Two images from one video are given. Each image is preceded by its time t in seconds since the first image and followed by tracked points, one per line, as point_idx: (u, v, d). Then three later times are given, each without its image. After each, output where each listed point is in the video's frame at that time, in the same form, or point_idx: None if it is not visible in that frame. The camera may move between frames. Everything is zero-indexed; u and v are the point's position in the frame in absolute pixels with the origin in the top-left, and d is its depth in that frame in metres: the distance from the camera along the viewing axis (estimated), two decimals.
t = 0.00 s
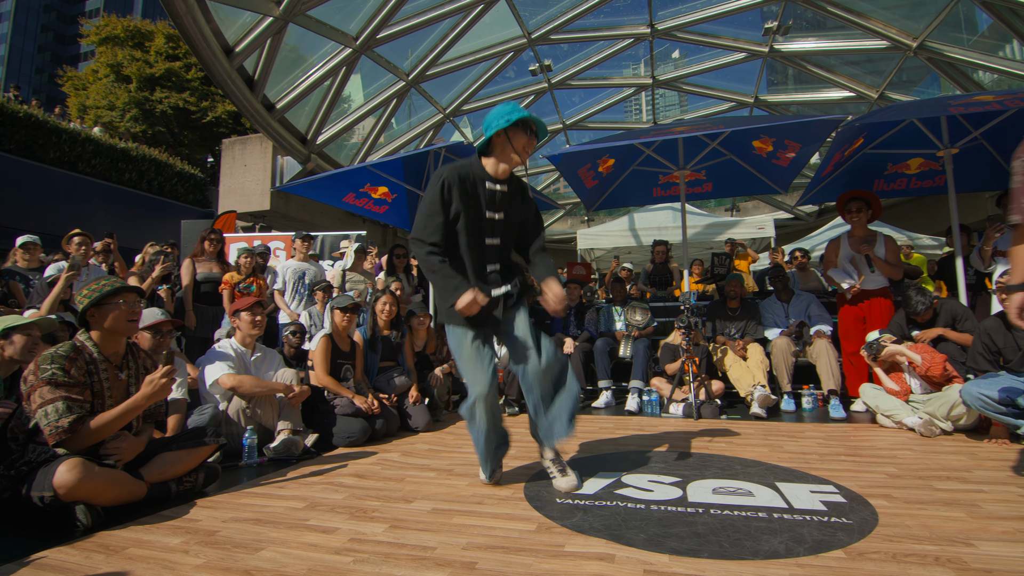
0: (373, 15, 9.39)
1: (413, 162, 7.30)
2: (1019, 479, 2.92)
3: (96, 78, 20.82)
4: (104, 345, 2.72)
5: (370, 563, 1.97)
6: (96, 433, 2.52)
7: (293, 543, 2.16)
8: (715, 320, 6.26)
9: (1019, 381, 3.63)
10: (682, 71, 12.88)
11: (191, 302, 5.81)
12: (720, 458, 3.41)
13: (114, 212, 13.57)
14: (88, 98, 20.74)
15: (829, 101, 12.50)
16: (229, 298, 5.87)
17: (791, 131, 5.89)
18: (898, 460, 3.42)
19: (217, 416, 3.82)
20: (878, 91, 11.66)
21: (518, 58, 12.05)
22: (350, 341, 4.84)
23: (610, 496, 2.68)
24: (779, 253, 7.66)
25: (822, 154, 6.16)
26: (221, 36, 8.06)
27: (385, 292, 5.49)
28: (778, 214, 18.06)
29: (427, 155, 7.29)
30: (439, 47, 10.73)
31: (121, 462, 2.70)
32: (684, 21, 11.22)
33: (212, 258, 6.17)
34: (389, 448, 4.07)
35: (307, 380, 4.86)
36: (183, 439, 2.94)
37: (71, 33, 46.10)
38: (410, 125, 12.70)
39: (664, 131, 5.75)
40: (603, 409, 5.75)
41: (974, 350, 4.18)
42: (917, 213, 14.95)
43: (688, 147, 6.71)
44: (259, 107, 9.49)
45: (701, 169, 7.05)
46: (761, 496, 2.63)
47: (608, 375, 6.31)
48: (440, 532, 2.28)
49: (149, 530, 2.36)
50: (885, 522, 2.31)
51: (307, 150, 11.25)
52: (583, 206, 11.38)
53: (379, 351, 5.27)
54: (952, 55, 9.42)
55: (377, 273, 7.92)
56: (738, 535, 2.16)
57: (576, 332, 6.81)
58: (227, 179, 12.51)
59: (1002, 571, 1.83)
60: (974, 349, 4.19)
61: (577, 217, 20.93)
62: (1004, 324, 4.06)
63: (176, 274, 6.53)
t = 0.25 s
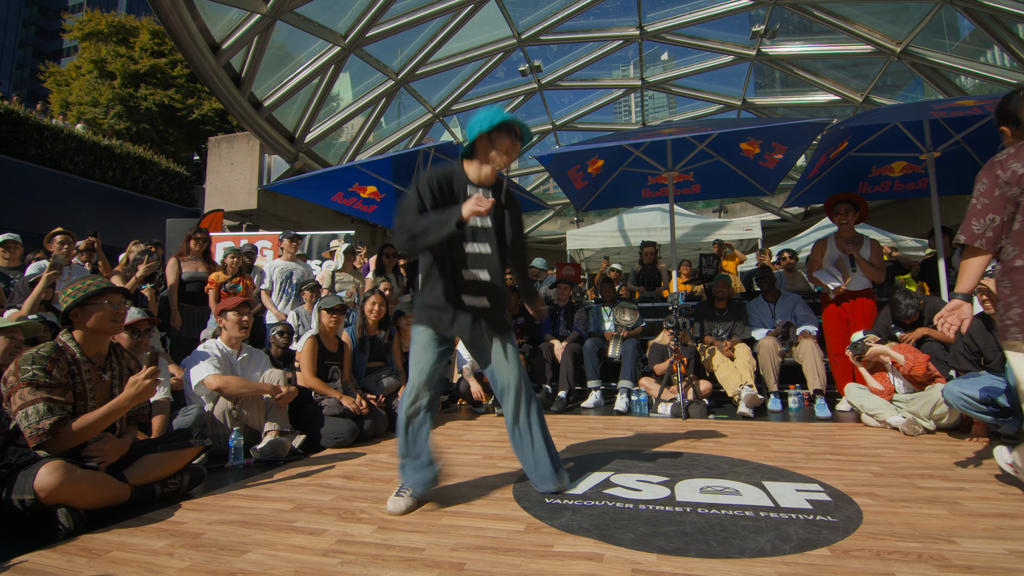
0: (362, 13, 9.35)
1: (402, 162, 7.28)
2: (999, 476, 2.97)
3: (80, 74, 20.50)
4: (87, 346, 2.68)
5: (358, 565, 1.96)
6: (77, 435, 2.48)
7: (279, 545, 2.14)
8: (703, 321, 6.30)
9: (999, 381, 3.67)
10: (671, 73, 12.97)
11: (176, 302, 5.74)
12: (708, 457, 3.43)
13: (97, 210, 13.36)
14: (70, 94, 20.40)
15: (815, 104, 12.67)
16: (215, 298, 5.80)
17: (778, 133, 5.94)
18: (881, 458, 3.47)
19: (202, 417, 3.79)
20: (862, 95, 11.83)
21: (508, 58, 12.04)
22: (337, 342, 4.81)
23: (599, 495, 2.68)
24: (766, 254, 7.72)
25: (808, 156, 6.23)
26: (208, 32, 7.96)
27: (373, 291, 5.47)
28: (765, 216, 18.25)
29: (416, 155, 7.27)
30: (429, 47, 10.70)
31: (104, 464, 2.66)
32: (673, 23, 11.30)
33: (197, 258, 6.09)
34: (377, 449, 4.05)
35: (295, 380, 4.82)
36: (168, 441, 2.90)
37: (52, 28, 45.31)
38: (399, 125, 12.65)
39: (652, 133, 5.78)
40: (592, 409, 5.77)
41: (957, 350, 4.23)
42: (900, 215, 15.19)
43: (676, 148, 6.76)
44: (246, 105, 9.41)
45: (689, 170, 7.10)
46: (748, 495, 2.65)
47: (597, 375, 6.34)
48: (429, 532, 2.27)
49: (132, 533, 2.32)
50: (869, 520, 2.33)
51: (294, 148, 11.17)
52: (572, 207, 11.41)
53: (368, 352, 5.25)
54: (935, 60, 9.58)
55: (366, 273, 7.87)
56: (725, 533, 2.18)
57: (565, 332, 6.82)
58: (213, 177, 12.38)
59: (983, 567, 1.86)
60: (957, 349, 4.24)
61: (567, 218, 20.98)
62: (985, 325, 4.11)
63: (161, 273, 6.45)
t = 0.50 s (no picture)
0: (358, 12, 9.33)
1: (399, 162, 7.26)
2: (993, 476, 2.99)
3: (74, 72, 20.38)
4: (82, 346, 2.66)
5: (354, 565, 1.96)
6: (72, 435, 2.47)
7: (275, 546, 2.13)
8: (699, 321, 6.32)
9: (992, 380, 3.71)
10: (667, 73, 12.99)
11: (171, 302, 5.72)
12: (704, 457, 3.44)
13: (92, 210, 13.29)
14: (64, 93, 20.28)
15: (810, 105, 12.72)
16: (211, 298, 5.77)
17: (774, 135, 5.96)
18: (876, 458, 3.48)
19: (197, 417, 3.76)
20: (857, 96, 11.88)
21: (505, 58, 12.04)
22: (333, 341, 4.78)
23: (596, 496, 2.68)
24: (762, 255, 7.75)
25: (803, 157, 6.24)
26: (203, 31, 7.93)
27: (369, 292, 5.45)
28: (761, 216, 18.31)
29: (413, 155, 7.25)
30: (425, 47, 10.68)
31: (99, 465, 2.65)
32: (669, 24, 11.32)
33: (193, 258, 6.07)
34: (374, 449, 4.05)
35: (291, 381, 4.81)
36: (163, 442, 2.89)
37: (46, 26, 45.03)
38: (396, 124, 12.62)
39: (648, 133, 5.79)
40: (589, 409, 5.78)
41: (951, 350, 4.26)
42: (895, 216, 15.27)
43: (672, 149, 6.78)
44: (241, 104, 9.38)
45: (686, 171, 7.12)
46: (744, 494, 2.66)
47: (593, 375, 6.34)
48: (425, 533, 2.27)
49: (128, 534, 2.31)
50: (864, 520, 2.35)
51: (290, 148, 11.13)
52: (569, 207, 11.42)
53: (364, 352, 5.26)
54: (929, 61, 9.64)
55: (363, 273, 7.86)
56: (721, 533, 2.18)
57: (561, 332, 6.82)
58: (209, 177, 12.33)
59: (977, 566, 1.87)
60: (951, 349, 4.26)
61: (563, 218, 21.01)
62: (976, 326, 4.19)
63: (156, 273, 6.42)
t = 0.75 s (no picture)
0: (360, 12, 9.34)
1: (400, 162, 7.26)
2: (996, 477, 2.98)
3: (76, 73, 20.42)
4: (84, 346, 2.67)
5: (356, 565, 1.96)
6: (74, 435, 2.47)
7: (277, 546, 2.13)
8: (701, 321, 6.31)
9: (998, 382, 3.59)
10: (669, 73, 12.98)
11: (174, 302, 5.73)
12: (706, 458, 3.44)
13: (95, 210, 13.33)
14: (67, 93, 20.33)
15: (812, 104, 12.70)
16: (213, 298, 5.79)
17: (776, 134, 5.95)
18: (879, 458, 3.48)
19: (199, 415, 3.75)
20: (859, 96, 11.86)
21: (506, 58, 12.03)
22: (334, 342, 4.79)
23: (597, 496, 2.68)
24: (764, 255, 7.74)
25: (805, 156, 6.24)
26: (205, 32, 7.95)
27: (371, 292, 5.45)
28: (763, 216, 18.28)
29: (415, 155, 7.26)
30: (427, 47, 10.69)
31: (102, 465, 2.65)
32: (670, 24, 11.31)
33: (195, 258, 6.07)
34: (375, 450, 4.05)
35: (293, 381, 4.82)
36: (166, 441, 2.90)
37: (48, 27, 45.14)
38: (397, 125, 12.63)
39: (650, 133, 5.78)
40: (590, 409, 5.78)
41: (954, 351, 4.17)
42: (897, 216, 15.24)
43: (674, 148, 6.77)
44: (243, 105, 9.40)
45: (687, 171, 7.11)
46: (746, 495, 2.66)
47: (595, 375, 6.34)
48: (427, 533, 2.27)
49: (130, 534, 2.31)
50: (866, 520, 2.34)
51: (292, 148, 11.15)
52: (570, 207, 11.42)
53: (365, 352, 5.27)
54: (931, 61, 9.62)
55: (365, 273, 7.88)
56: (723, 534, 2.18)
57: (563, 332, 6.82)
58: (211, 177, 12.36)
59: (980, 567, 1.86)
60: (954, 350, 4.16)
61: (565, 218, 21.01)
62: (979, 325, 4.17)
63: (159, 273, 6.43)
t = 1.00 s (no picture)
0: (370, 14, 9.38)
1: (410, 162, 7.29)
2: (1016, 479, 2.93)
3: (92, 77, 20.72)
4: (100, 346, 2.71)
5: (368, 564, 1.97)
6: (90, 434, 2.51)
7: (291, 544, 2.15)
8: (713, 320, 6.27)
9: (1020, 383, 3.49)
10: (679, 72, 12.91)
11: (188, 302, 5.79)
12: (719, 458, 3.41)
13: (110, 212, 13.52)
14: (82, 97, 20.64)
15: (824, 101, 12.55)
16: (227, 298, 5.85)
17: (788, 132, 5.88)
18: (895, 459, 3.43)
19: (212, 414, 3.83)
20: (873, 92, 11.71)
21: (516, 58, 12.03)
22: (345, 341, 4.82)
23: (609, 496, 2.67)
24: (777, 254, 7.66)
25: (818, 154, 6.17)
26: (217, 35, 8.04)
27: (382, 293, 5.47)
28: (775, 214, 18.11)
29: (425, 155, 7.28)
30: (436, 47, 10.71)
31: (119, 463, 2.69)
32: (681, 21, 11.23)
33: (209, 258, 6.14)
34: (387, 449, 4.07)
35: (306, 380, 4.85)
36: (181, 440, 2.93)
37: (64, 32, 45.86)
38: (407, 125, 12.67)
39: (660, 132, 5.75)
40: (601, 410, 5.76)
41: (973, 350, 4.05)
42: (912, 214, 15.02)
43: (684, 147, 6.73)
44: (255, 107, 9.48)
45: (698, 169, 7.06)
46: (759, 496, 2.63)
47: (606, 375, 6.32)
48: (439, 532, 2.27)
49: (146, 531, 2.34)
50: (882, 522, 2.31)
51: (303, 150, 11.23)
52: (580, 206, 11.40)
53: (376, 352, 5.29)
54: (947, 56, 9.46)
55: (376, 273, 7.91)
56: (736, 535, 2.17)
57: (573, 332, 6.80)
58: (223, 179, 12.49)
59: (1000, 571, 1.83)
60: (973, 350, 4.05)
61: (575, 218, 20.97)
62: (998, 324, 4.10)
63: (173, 274, 6.51)
